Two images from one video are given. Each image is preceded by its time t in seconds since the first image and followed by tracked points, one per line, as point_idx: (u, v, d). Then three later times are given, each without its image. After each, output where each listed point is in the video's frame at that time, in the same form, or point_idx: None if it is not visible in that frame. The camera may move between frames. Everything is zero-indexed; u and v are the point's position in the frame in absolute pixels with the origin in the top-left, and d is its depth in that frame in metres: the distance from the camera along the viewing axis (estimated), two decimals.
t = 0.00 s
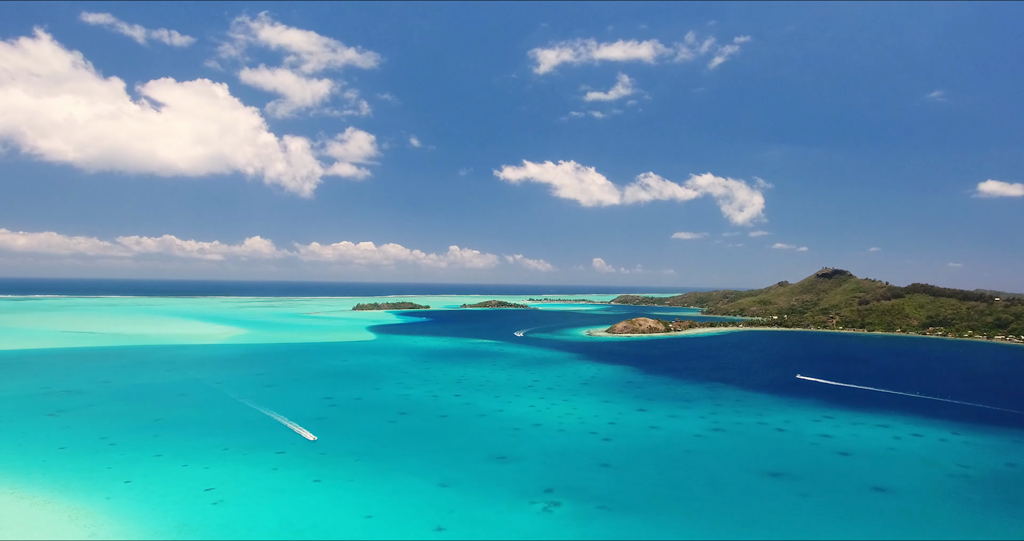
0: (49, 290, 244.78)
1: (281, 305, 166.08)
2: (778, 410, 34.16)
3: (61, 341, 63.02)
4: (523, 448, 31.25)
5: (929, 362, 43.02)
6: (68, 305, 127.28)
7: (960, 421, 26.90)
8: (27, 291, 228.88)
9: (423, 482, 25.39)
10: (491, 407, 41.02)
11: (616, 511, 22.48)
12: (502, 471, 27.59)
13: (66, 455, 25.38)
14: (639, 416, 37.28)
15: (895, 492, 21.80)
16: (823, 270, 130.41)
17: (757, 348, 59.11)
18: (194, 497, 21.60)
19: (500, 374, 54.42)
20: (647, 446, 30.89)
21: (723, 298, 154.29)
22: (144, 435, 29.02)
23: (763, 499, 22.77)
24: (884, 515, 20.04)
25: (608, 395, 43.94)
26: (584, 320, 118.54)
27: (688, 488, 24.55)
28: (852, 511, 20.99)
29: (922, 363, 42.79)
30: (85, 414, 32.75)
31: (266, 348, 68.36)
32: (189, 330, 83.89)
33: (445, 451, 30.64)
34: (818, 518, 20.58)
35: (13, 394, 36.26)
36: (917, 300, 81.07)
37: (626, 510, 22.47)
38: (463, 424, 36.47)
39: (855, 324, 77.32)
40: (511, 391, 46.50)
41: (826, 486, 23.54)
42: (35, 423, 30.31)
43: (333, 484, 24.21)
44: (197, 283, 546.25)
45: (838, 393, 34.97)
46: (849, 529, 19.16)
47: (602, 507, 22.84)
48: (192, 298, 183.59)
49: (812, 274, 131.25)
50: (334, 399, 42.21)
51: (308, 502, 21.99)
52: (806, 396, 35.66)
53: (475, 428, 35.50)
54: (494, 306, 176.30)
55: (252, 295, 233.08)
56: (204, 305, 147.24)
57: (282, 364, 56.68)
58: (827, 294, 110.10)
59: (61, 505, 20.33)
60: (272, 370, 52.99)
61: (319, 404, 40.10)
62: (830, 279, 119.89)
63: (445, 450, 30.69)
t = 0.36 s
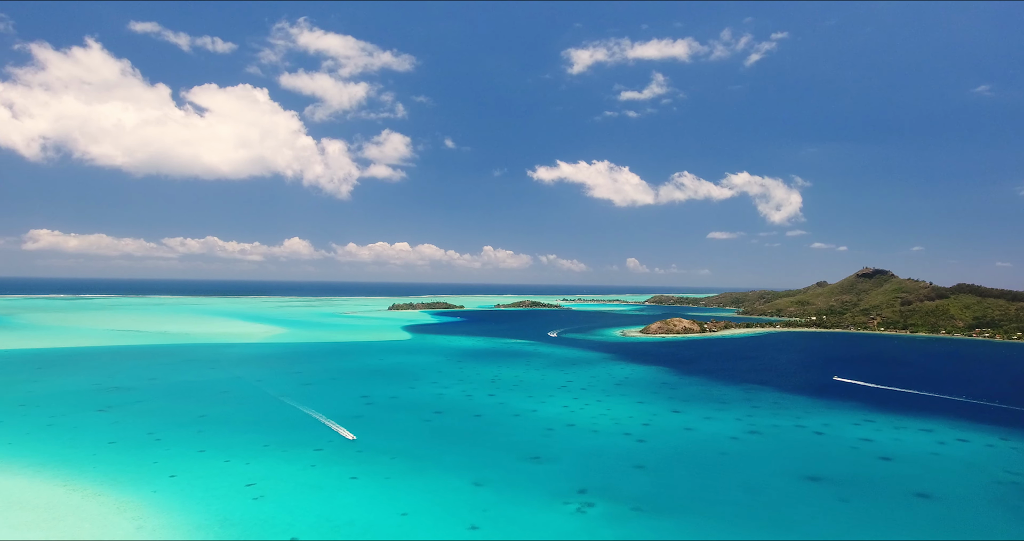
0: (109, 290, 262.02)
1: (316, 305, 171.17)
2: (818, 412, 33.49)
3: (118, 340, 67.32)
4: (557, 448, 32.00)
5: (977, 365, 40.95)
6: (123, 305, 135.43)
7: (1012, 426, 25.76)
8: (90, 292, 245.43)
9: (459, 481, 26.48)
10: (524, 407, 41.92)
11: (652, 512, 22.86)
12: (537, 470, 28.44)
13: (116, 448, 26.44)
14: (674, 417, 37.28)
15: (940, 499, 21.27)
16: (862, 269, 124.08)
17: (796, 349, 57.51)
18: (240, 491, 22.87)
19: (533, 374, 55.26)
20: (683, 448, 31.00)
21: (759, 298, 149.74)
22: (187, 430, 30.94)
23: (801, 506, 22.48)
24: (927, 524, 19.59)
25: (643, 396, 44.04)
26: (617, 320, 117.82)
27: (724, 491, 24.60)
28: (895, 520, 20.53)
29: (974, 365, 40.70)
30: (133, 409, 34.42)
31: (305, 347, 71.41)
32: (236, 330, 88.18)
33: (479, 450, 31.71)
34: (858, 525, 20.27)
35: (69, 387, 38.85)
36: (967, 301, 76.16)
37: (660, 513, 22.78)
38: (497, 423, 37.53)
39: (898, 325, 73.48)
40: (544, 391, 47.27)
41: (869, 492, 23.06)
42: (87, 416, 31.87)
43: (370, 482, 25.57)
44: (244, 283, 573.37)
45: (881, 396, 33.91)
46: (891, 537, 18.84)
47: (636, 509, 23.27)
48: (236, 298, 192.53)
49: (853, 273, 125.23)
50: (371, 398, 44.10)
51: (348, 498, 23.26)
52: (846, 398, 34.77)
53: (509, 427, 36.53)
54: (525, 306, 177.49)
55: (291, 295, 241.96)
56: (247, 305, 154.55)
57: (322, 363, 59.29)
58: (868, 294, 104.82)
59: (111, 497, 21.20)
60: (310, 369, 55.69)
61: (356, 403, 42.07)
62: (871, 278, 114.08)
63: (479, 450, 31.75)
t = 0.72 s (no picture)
0: (157, 290, 276.48)
1: (349, 305, 176.34)
2: (853, 415, 32.80)
3: (163, 339, 71.58)
4: (586, 449, 32.60)
5: None
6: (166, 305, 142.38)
7: None
8: (140, 291, 259.86)
9: (489, 481, 27.42)
10: (553, 407, 42.64)
11: (682, 515, 23.17)
12: (567, 471, 29.12)
13: (156, 444, 28.38)
14: (704, 419, 37.17)
15: (980, 507, 20.76)
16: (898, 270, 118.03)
17: (832, 351, 55.83)
18: (275, 487, 24.37)
19: (563, 375, 55.83)
20: (714, 450, 31.02)
21: (793, 298, 144.84)
22: (223, 428, 33.01)
23: (834, 510, 22.34)
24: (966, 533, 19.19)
25: (673, 397, 43.97)
26: (647, 321, 116.57)
27: (756, 494, 24.63)
28: (932, 527, 20.19)
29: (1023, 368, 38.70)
30: (171, 407, 36.84)
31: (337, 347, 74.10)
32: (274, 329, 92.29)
33: (508, 450, 32.64)
34: (892, 532, 20.05)
35: (114, 385, 41.75)
36: (1011, 303, 71.53)
37: (691, 516, 23.06)
38: (527, 423, 38.41)
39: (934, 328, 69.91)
40: (574, 392, 47.83)
41: (905, 497, 22.75)
42: (128, 413, 34.19)
43: (400, 481, 26.87)
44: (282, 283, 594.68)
45: (920, 399, 32.88)
46: None
47: (666, 511, 23.64)
48: (272, 298, 199.72)
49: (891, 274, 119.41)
50: (401, 397, 45.77)
51: (380, 495, 24.56)
52: (883, 401, 33.86)
53: (539, 427, 37.35)
54: (555, 306, 177.72)
55: (326, 295, 249.91)
56: (284, 305, 160.49)
57: (354, 363, 61.54)
58: (905, 295, 99.50)
59: (151, 492, 22.25)
60: (343, 368, 58.02)
61: (388, 402, 43.76)
62: (908, 279, 108.42)
63: (508, 450, 32.69)
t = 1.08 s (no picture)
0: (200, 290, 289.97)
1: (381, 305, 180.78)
2: (889, 418, 32.12)
3: (204, 338, 75.57)
4: (615, 450, 33.12)
5: None
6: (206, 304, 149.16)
7: None
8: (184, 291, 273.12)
9: (518, 481, 28.33)
10: (582, 408, 43.27)
11: (713, 518, 23.45)
12: (596, 472, 29.72)
13: (192, 441, 30.56)
14: (735, 421, 36.99)
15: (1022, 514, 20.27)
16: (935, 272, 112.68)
17: (868, 352, 54.17)
18: (308, 484, 25.97)
19: (592, 375, 56.24)
20: (746, 452, 30.98)
21: (828, 299, 139.72)
22: (257, 425, 35.10)
23: (867, 516, 22.10)
24: None
25: (703, 398, 43.82)
26: (677, 322, 115.20)
27: (789, 498, 24.63)
28: (969, 534, 19.85)
29: None
30: (204, 404, 39.27)
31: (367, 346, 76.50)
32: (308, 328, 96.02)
33: (538, 450, 33.49)
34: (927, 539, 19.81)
35: (155, 383, 44.72)
36: None
37: (722, 519, 23.32)
38: (556, 424, 39.16)
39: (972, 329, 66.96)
40: (603, 392, 48.26)
41: (942, 502, 22.32)
42: (165, 410, 36.81)
43: (430, 480, 28.11)
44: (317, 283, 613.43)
45: (960, 402, 31.86)
46: None
47: (696, 514, 23.96)
48: (306, 298, 206.31)
49: (929, 274, 114.03)
50: (431, 396, 47.29)
51: (409, 494, 25.83)
52: (921, 404, 32.96)
53: (567, 427, 38.04)
54: (583, 306, 177.45)
55: (359, 295, 257.02)
56: (317, 305, 165.96)
57: (385, 362, 63.56)
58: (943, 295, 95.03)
59: (187, 488, 23.96)
60: (374, 367, 60.08)
61: (418, 401, 45.33)
62: (946, 279, 103.28)
63: (537, 450, 33.57)
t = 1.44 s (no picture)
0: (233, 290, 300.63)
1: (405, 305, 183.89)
2: (921, 421, 31.47)
3: (237, 337, 78.75)
4: (639, 451, 33.40)
5: None
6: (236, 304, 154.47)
7: None
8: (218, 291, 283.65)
9: (541, 481, 29.04)
10: (605, 408, 43.62)
11: (737, 521, 23.65)
12: (620, 473, 30.12)
13: (222, 439, 32.33)
14: (762, 423, 36.73)
15: None
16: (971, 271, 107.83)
17: (899, 353, 52.69)
18: (335, 482, 27.38)
19: (616, 376, 56.43)
20: (773, 455, 30.84)
21: (858, 298, 135.26)
22: (285, 424, 36.87)
23: (895, 522, 21.91)
24: None
25: (729, 400, 43.54)
26: (702, 322, 113.61)
27: (816, 502, 24.57)
28: None
29: None
30: (235, 403, 41.30)
31: (392, 346, 78.30)
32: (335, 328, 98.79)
33: (563, 450, 34.04)
34: None
35: (187, 382, 46.97)
36: None
37: (747, 521, 23.48)
38: (580, 424, 39.65)
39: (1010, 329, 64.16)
40: (627, 393, 48.44)
41: (975, 508, 21.91)
42: (197, 408, 38.92)
43: (455, 479, 29.10)
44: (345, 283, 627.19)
45: (996, 404, 30.96)
46: None
47: (721, 516, 24.18)
48: (333, 298, 211.56)
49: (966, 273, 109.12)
50: (454, 396, 48.42)
51: (433, 493, 26.87)
52: (954, 406, 32.15)
53: (591, 428, 38.50)
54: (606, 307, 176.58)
55: (384, 295, 262.03)
56: (343, 305, 170.06)
57: (411, 362, 65.12)
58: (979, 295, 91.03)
59: (217, 484, 25.69)
60: (399, 367, 61.59)
61: (442, 401, 46.53)
62: (982, 279, 98.59)
63: (562, 450, 34.12)
